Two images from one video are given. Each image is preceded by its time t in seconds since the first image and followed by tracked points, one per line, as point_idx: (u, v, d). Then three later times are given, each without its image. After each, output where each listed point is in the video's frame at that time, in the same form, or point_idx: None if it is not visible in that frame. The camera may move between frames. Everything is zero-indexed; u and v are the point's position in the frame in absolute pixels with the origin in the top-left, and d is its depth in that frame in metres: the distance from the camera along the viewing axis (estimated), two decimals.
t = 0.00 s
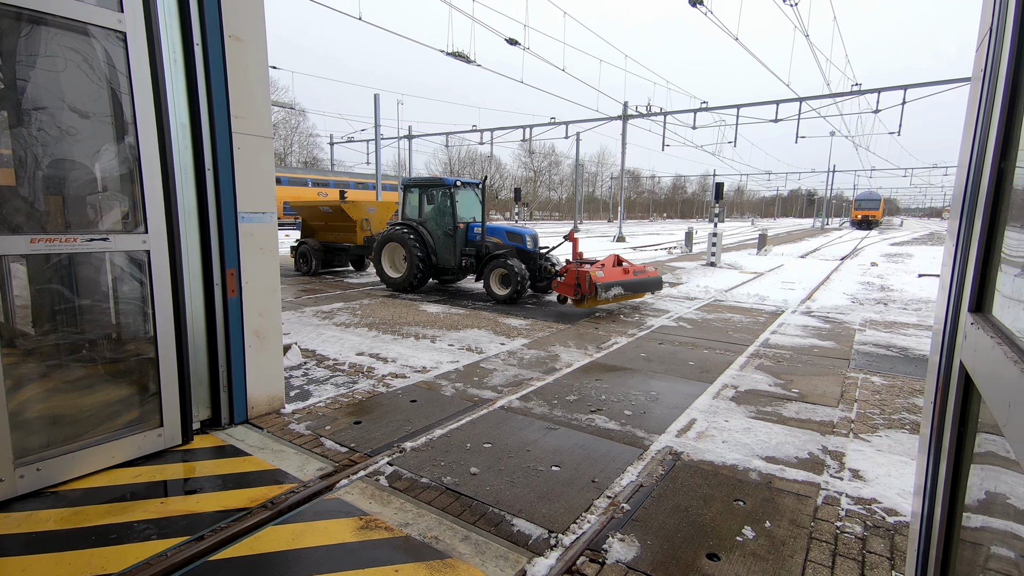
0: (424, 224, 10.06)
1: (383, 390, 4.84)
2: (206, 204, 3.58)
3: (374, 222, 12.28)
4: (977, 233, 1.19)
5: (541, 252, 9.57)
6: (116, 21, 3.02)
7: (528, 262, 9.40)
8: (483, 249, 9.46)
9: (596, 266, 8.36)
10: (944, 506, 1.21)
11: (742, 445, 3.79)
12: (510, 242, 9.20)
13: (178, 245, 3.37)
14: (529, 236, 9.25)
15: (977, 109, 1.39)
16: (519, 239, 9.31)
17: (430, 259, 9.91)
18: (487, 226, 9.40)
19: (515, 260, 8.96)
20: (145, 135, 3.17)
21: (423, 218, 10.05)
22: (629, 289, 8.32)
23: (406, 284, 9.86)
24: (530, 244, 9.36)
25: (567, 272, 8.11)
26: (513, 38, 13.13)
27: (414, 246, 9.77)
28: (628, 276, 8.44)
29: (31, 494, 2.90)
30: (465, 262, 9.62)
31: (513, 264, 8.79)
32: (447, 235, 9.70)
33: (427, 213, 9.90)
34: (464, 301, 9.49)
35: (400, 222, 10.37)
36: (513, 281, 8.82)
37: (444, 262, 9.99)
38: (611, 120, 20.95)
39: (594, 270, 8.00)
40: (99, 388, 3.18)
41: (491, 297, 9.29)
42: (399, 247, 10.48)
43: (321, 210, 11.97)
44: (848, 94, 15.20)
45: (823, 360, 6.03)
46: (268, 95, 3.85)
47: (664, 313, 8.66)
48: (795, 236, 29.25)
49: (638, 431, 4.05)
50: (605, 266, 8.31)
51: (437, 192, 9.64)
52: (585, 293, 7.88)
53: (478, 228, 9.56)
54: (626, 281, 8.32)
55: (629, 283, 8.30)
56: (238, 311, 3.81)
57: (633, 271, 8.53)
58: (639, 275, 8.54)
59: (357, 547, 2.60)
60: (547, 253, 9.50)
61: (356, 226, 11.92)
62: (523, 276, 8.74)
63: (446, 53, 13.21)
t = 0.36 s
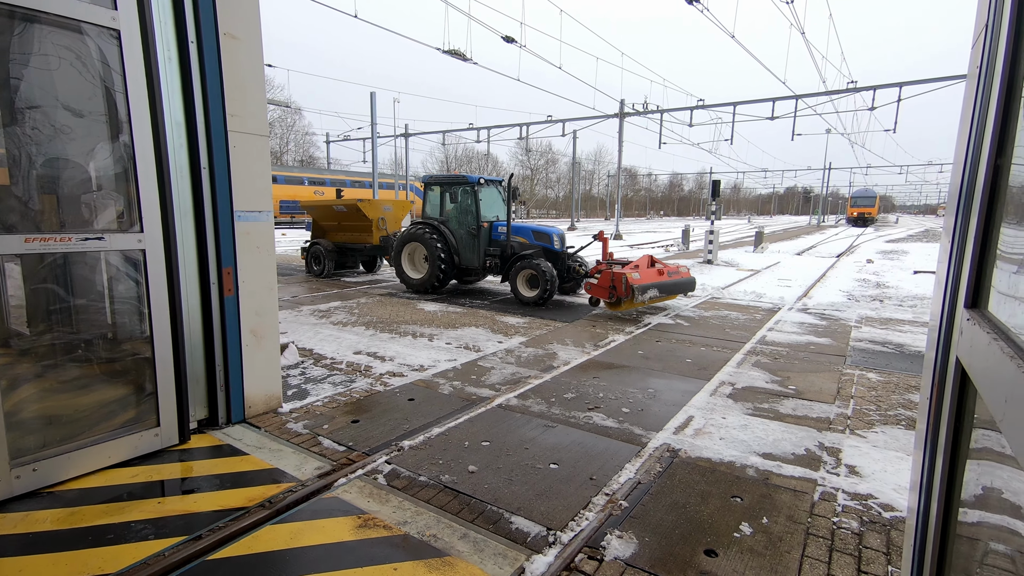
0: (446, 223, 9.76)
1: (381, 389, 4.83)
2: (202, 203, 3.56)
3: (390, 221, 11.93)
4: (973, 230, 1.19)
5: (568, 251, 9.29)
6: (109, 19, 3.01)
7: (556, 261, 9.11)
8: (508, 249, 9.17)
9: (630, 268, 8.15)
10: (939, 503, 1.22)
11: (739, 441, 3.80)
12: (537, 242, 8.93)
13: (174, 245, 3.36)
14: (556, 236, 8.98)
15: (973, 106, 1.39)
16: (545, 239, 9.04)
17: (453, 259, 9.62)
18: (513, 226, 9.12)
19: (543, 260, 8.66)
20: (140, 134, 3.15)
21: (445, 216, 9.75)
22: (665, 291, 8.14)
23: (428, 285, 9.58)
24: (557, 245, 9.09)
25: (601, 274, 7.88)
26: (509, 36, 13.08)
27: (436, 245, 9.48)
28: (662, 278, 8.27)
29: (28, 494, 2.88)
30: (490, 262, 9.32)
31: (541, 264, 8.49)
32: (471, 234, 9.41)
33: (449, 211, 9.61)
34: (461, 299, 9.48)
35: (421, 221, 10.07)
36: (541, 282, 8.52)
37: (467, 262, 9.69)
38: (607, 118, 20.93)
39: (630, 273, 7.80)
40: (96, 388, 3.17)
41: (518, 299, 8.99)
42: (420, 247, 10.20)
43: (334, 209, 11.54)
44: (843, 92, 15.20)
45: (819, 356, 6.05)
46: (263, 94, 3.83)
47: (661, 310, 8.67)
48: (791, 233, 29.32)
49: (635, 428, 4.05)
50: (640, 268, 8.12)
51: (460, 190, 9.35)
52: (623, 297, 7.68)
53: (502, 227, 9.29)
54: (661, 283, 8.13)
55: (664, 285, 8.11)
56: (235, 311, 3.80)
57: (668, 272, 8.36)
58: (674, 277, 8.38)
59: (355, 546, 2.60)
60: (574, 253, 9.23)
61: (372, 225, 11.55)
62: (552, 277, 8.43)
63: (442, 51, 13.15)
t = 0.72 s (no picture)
0: (471, 221, 9.49)
1: (379, 386, 4.83)
2: (197, 200, 3.54)
3: (408, 219, 11.36)
4: (968, 225, 1.19)
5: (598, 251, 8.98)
6: (104, 15, 2.98)
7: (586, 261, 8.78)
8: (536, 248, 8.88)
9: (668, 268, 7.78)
10: (935, 496, 1.22)
11: (737, 438, 3.81)
12: (567, 240, 8.63)
13: (170, 242, 3.34)
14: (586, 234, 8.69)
15: (969, 101, 1.39)
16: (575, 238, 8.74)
17: (478, 258, 9.34)
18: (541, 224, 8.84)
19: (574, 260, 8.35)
20: (135, 131, 3.13)
21: (470, 214, 9.47)
22: (706, 292, 7.76)
23: (453, 284, 9.29)
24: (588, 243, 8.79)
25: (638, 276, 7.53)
26: (507, 33, 13.03)
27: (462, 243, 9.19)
28: (701, 278, 7.89)
29: (24, 493, 2.88)
30: (517, 261, 9.05)
31: (572, 263, 8.23)
32: (498, 232, 9.14)
33: (475, 209, 9.34)
34: (459, 297, 9.48)
35: (444, 220, 9.82)
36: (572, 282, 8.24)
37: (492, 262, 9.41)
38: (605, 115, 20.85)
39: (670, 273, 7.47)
40: (93, 386, 3.16)
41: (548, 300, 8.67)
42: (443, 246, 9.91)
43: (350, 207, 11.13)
44: (841, 88, 15.17)
45: (817, 353, 6.07)
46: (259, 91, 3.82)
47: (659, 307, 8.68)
48: (790, 230, 29.36)
49: (633, 425, 4.06)
50: (679, 268, 7.75)
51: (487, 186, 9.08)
52: (662, 298, 7.32)
53: (529, 226, 9.02)
54: (701, 284, 7.76)
55: (705, 286, 7.73)
56: (232, 309, 3.79)
57: (707, 273, 7.98)
58: (714, 277, 7.99)
59: (353, 543, 2.60)
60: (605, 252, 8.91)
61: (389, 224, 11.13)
62: (584, 278, 8.11)
63: (440, 48, 13.09)
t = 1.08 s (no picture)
0: (497, 226, 9.08)
1: (375, 390, 4.82)
2: (196, 202, 3.54)
3: (429, 224, 10.81)
4: (963, 234, 1.20)
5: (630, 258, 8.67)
6: (104, 17, 2.98)
7: (620, 269, 8.47)
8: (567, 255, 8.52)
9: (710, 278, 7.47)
10: (930, 504, 1.22)
11: (733, 444, 3.81)
12: (600, 248, 8.30)
13: (168, 244, 3.33)
14: (619, 242, 8.37)
15: (964, 112, 1.40)
16: (608, 245, 8.42)
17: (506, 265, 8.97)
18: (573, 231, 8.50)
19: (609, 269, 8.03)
20: (134, 132, 3.13)
21: (496, 219, 9.06)
22: (749, 304, 7.49)
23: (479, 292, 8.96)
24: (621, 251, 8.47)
25: (681, 287, 7.21)
26: (507, 39, 13.05)
27: (488, 250, 8.83)
28: (744, 289, 7.61)
29: (17, 494, 2.86)
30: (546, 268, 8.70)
31: (608, 272, 7.91)
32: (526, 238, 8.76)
33: (502, 213, 8.95)
34: (457, 301, 9.48)
35: (469, 225, 9.40)
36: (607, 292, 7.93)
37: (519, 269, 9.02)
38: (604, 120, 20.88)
39: (714, 284, 7.14)
40: (88, 388, 3.15)
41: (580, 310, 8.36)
42: (468, 251, 9.53)
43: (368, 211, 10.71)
44: (840, 97, 15.20)
45: (814, 360, 6.07)
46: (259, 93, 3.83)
47: (656, 313, 8.69)
48: (787, 237, 29.43)
49: (630, 430, 4.05)
50: (721, 279, 7.45)
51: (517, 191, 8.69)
52: (706, 310, 7.01)
53: (558, 232, 8.65)
54: (744, 295, 7.48)
55: (747, 297, 7.41)
56: (229, 311, 3.78)
57: (749, 283, 7.70)
58: (756, 288, 7.72)
59: (347, 547, 2.59)
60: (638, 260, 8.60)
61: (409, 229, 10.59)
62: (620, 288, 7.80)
63: (440, 53, 13.12)
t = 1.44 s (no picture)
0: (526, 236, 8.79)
1: (370, 398, 4.79)
2: (193, 208, 3.54)
3: (450, 234, 10.48)
4: (955, 249, 1.21)
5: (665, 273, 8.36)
6: (106, 23, 3.00)
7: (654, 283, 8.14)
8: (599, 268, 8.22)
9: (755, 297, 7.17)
10: (922, 520, 1.22)
11: (728, 457, 3.80)
12: (634, 261, 8.01)
13: (163, 249, 3.32)
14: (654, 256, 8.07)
15: (955, 128, 1.42)
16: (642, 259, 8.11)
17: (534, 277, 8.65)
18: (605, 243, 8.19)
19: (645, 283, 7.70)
20: (133, 137, 3.14)
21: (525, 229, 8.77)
22: (794, 325, 7.20)
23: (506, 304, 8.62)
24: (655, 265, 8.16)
25: (727, 305, 6.90)
26: (507, 50, 13.18)
27: (517, 262, 8.50)
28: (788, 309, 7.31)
29: (5, 501, 2.82)
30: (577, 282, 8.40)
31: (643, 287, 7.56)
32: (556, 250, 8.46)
33: (531, 224, 8.65)
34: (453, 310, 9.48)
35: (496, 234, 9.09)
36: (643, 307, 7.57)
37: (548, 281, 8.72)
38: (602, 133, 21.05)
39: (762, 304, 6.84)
40: (79, 393, 3.12)
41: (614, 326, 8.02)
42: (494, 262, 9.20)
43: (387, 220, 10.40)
44: (836, 112, 15.37)
45: (809, 373, 6.08)
46: (259, 100, 3.85)
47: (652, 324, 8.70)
48: (783, 250, 29.61)
49: (625, 442, 4.04)
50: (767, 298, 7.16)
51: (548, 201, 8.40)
52: (756, 332, 6.69)
53: (590, 244, 8.33)
54: (790, 316, 7.19)
55: (791, 318, 7.12)
56: (223, 317, 3.77)
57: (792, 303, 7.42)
58: (800, 308, 7.44)
59: (338, 558, 2.56)
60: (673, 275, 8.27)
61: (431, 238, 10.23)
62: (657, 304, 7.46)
63: (439, 63, 13.20)
